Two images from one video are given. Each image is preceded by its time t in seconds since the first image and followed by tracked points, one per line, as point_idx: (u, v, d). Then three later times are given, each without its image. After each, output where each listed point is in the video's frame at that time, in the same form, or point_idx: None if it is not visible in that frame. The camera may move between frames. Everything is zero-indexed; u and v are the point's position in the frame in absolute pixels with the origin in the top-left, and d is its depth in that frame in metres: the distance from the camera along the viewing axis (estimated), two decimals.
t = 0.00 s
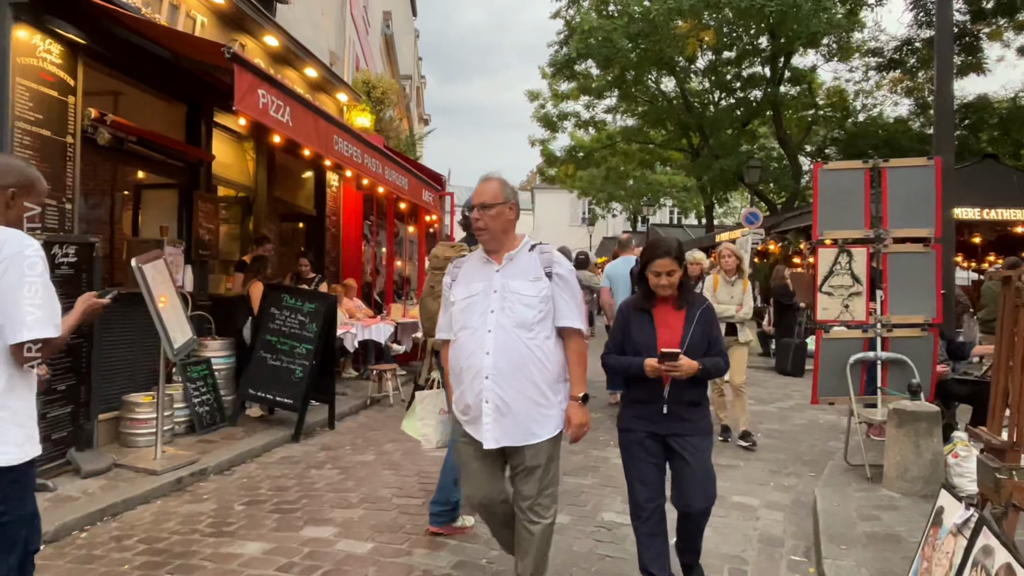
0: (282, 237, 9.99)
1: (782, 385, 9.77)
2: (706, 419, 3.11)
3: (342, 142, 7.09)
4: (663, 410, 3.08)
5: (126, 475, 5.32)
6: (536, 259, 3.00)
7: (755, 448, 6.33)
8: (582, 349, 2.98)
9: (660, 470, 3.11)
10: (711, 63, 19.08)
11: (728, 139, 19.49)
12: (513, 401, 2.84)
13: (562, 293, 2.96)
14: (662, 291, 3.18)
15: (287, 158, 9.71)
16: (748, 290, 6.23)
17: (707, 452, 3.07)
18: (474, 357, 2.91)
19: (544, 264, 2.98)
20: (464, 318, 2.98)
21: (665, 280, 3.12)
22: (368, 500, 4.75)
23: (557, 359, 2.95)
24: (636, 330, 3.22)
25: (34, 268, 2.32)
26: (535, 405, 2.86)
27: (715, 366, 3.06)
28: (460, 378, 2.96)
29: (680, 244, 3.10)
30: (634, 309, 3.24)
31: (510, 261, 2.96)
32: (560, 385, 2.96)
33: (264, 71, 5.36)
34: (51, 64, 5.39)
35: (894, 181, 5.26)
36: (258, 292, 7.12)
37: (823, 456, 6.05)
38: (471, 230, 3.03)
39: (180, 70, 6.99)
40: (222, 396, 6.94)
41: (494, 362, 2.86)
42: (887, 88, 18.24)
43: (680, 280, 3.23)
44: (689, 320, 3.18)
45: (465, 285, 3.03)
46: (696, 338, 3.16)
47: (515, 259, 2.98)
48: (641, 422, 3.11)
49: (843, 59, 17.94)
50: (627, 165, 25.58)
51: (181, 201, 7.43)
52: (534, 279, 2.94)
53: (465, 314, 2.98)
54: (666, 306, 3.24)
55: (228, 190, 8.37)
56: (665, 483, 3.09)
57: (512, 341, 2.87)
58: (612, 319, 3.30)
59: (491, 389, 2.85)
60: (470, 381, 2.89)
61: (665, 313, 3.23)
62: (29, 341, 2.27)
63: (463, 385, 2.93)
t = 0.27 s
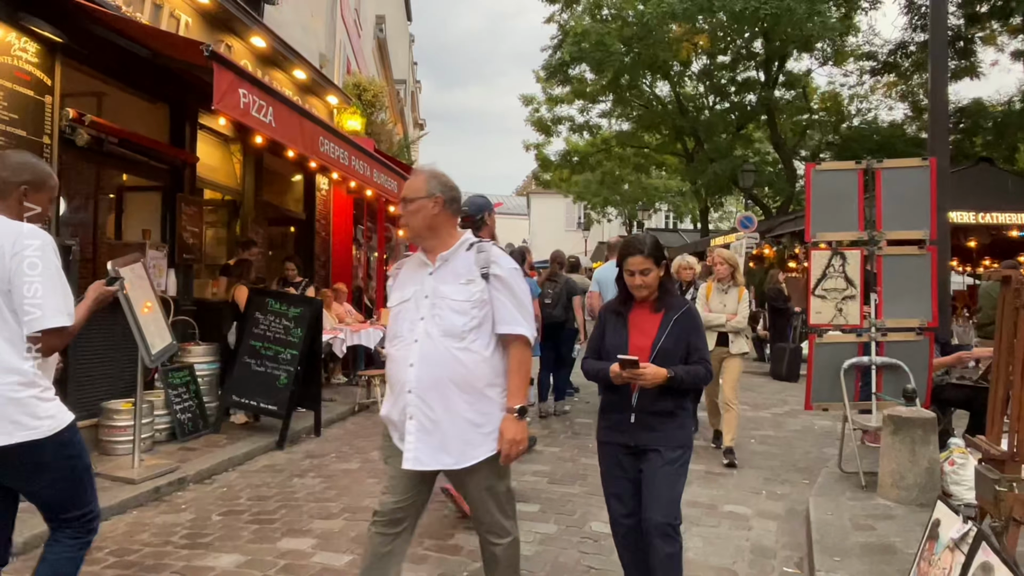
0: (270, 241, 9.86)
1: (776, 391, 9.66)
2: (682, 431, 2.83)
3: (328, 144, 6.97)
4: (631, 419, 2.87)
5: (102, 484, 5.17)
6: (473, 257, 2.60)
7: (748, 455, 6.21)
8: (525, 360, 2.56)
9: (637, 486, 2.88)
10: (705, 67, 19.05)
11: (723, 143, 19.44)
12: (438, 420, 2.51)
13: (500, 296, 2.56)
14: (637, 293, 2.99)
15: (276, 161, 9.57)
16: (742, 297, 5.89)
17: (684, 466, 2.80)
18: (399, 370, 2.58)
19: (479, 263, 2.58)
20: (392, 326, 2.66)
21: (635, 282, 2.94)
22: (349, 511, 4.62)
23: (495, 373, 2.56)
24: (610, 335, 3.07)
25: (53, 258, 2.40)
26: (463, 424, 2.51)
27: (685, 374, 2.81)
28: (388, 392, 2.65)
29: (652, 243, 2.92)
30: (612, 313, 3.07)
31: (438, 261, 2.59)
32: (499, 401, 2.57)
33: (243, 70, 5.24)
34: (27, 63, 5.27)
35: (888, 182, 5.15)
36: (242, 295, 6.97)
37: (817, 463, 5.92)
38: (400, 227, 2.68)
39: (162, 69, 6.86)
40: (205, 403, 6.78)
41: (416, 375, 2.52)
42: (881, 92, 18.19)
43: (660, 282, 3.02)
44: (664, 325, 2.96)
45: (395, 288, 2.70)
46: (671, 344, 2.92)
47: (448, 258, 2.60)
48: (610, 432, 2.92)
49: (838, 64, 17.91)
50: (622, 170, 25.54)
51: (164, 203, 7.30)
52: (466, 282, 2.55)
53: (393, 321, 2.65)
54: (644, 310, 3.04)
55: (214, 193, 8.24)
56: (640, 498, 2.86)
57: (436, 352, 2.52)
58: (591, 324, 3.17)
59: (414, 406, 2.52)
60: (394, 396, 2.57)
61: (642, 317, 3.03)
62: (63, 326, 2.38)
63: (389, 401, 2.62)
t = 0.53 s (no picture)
0: (258, 244, 9.74)
1: (771, 395, 9.54)
2: (652, 452, 2.67)
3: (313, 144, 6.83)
4: (596, 437, 2.73)
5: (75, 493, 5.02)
6: (374, 255, 2.38)
7: (740, 461, 6.08)
8: (428, 368, 2.30)
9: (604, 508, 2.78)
10: (701, 69, 18.97)
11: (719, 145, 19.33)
12: (323, 433, 2.26)
13: (399, 296, 2.30)
14: (607, 301, 2.82)
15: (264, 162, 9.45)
16: (735, 297, 5.65)
17: (651, 490, 2.65)
18: (286, 377, 2.35)
19: (380, 262, 2.35)
20: (288, 330, 2.44)
21: (603, 289, 2.76)
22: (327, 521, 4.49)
23: (393, 382, 2.31)
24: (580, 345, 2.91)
25: (78, 276, 2.51)
26: (352, 440, 2.26)
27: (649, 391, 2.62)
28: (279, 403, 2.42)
29: (621, 248, 2.73)
30: (583, 322, 2.92)
31: (338, 260, 2.37)
32: (399, 414, 2.32)
33: (221, 68, 5.10)
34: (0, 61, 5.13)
35: (881, 183, 5.03)
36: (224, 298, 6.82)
37: (810, 470, 5.80)
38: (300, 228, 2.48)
39: (143, 68, 6.73)
40: (187, 409, 6.64)
41: (300, 383, 2.28)
42: (877, 94, 18.08)
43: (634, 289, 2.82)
44: (634, 335, 2.76)
45: (297, 291, 2.49)
46: (639, 358, 2.73)
47: (349, 258, 2.39)
48: (577, 449, 2.78)
49: (834, 65, 17.81)
50: (618, 172, 25.45)
51: (146, 205, 7.15)
52: (362, 282, 2.32)
53: (288, 326, 2.44)
54: (616, 319, 2.86)
55: (199, 195, 8.10)
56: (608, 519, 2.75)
57: (324, 360, 2.28)
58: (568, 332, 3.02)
59: (296, 417, 2.28)
60: (279, 406, 2.34)
61: (612, 328, 2.85)
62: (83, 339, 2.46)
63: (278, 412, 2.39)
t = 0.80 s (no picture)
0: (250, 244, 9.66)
1: (766, 397, 9.46)
2: (622, 477, 2.40)
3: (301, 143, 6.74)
4: (559, 459, 2.45)
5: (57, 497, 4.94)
6: (292, 244, 2.29)
7: (733, 464, 6.02)
8: (346, 362, 2.22)
9: (572, 539, 2.50)
10: (698, 69, 18.92)
11: (716, 145, 19.26)
12: (229, 431, 2.19)
13: (317, 287, 2.21)
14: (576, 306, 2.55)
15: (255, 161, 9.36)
16: (727, 301, 5.45)
17: (622, 519, 2.37)
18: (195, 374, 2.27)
19: (296, 251, 2.26)
20: (201, 325, 2.36)
21: (572, 293, 2.50)
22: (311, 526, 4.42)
23: (311, 376, 2.23)
24: (548, 353, 2.65)
25: (132, 281, 2.78)
26: (266, 438, 2.19)
27: (615, 407, 2.37)
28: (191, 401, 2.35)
29: (591, 248, 2.47)
30: (551, 329, 2.66)
31: (251, 250, 2.29)
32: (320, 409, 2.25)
33: (206, 65, 5.02)
34: None
35: (876, 183, 4.96)
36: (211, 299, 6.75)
37: (804, 473, 5.73)
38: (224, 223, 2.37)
39: (129, 65, 6.65)
40: (174, 411, 6.55)
41: (205, 381, 2.20)
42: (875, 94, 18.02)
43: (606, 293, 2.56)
44: (603, 345, 2.50)
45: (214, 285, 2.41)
46: (609, 370, 2.48)
47: (265, 247, 2.30)
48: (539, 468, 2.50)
49: (831, 65, 17.76)
50: (615, 172, 25.39)
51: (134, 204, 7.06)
52: (277, 272, 2.23)
53: (202, 321, 2.36)
54: (586, 326, 2.59)
55: (188, 194, 8.02)
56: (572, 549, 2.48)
57: (234, 355, 2.20)
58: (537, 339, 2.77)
59: (202, 417, 2.20)
60: (187, 405, 2.26)
61: (581, 336, 2.58)
62: (133, 343, 2.75)
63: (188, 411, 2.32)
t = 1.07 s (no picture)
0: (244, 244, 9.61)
1: (763, 398, 9.43)
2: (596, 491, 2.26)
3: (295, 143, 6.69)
4: (534, 468, 2.31)
5: (46, 500, 4.88)
6: (222, 255, 2.05)
7: (730, 466, 5.98)
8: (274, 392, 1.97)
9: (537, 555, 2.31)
10: (695, 70, 18.93)
11: (713, 146, 19.23)
12: (135, 465, 1.95)
13: (247, 305, 1.97)
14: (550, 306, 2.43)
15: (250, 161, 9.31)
16: (714, 300, 5.38)
17: (599, 532, 2.25)
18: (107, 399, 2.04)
19: (225, 264, 2.02)
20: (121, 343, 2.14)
21: (544, 292, 2.38)
22: (303, 530, 4.37)
23: (239, 408, 1.99)
24: (521, 355, 2.51)
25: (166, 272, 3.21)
26: (176, 474, 1.94)
27: (591, 415, 2.23)
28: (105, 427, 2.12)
29: (563, 244, 2.35)
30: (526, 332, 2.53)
31: (178, 261, 2.07)
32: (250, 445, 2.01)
33: (197, 65, 4.97)
34: None
35: (872, 183, 4.93)
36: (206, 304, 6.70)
37: (801, 476, 5.69)
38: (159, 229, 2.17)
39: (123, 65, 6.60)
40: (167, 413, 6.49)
41: (111, 408, 1.97)
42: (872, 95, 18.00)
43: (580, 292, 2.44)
44: (579, 347, 2.36)
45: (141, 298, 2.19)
46: (584, 375, 2.33)
47: (193, 258, 2.07)
48: (511, 479, 2.36)
49: (828, 66, 17.77)
50: (612, 173, 25.38)
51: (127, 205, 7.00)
52: (202, 288, 2.01)
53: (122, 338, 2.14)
54: (561, 327, 2.46)
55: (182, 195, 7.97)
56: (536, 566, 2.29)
57: (149, 383, 1.95)
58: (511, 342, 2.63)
59: (106, 448, 1.97)
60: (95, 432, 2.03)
61: (555, 339, 2.45)
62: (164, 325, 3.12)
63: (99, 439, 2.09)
